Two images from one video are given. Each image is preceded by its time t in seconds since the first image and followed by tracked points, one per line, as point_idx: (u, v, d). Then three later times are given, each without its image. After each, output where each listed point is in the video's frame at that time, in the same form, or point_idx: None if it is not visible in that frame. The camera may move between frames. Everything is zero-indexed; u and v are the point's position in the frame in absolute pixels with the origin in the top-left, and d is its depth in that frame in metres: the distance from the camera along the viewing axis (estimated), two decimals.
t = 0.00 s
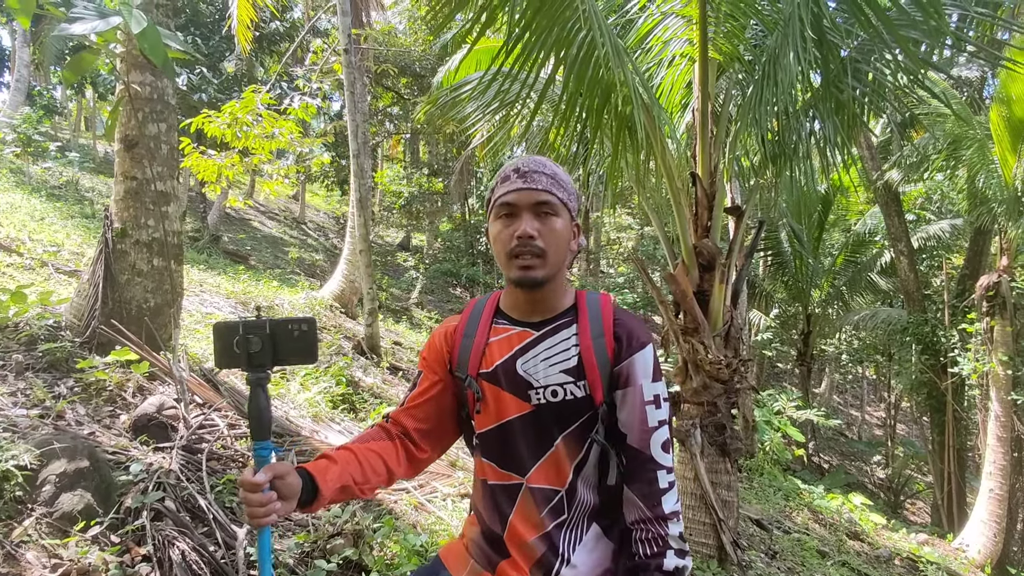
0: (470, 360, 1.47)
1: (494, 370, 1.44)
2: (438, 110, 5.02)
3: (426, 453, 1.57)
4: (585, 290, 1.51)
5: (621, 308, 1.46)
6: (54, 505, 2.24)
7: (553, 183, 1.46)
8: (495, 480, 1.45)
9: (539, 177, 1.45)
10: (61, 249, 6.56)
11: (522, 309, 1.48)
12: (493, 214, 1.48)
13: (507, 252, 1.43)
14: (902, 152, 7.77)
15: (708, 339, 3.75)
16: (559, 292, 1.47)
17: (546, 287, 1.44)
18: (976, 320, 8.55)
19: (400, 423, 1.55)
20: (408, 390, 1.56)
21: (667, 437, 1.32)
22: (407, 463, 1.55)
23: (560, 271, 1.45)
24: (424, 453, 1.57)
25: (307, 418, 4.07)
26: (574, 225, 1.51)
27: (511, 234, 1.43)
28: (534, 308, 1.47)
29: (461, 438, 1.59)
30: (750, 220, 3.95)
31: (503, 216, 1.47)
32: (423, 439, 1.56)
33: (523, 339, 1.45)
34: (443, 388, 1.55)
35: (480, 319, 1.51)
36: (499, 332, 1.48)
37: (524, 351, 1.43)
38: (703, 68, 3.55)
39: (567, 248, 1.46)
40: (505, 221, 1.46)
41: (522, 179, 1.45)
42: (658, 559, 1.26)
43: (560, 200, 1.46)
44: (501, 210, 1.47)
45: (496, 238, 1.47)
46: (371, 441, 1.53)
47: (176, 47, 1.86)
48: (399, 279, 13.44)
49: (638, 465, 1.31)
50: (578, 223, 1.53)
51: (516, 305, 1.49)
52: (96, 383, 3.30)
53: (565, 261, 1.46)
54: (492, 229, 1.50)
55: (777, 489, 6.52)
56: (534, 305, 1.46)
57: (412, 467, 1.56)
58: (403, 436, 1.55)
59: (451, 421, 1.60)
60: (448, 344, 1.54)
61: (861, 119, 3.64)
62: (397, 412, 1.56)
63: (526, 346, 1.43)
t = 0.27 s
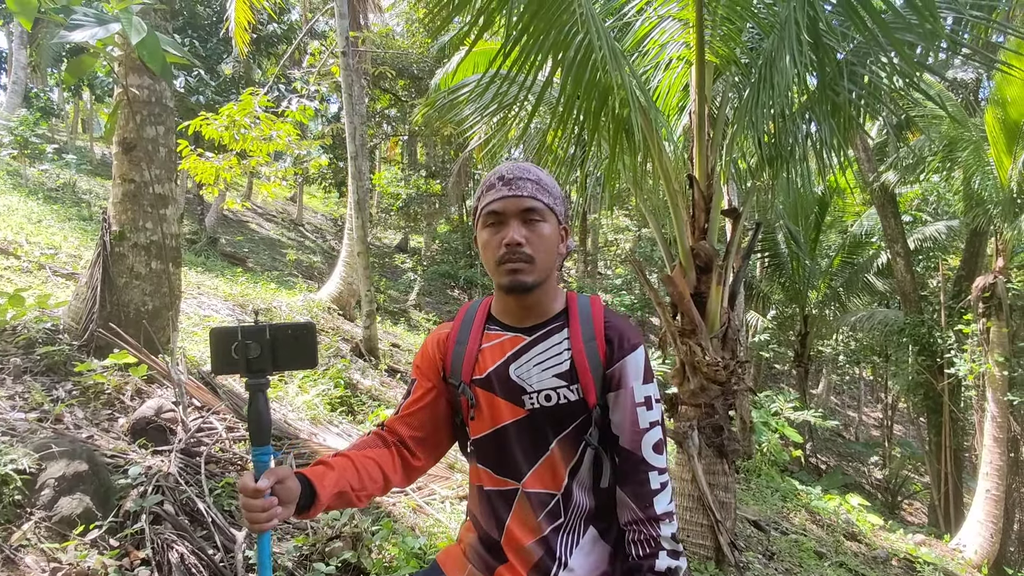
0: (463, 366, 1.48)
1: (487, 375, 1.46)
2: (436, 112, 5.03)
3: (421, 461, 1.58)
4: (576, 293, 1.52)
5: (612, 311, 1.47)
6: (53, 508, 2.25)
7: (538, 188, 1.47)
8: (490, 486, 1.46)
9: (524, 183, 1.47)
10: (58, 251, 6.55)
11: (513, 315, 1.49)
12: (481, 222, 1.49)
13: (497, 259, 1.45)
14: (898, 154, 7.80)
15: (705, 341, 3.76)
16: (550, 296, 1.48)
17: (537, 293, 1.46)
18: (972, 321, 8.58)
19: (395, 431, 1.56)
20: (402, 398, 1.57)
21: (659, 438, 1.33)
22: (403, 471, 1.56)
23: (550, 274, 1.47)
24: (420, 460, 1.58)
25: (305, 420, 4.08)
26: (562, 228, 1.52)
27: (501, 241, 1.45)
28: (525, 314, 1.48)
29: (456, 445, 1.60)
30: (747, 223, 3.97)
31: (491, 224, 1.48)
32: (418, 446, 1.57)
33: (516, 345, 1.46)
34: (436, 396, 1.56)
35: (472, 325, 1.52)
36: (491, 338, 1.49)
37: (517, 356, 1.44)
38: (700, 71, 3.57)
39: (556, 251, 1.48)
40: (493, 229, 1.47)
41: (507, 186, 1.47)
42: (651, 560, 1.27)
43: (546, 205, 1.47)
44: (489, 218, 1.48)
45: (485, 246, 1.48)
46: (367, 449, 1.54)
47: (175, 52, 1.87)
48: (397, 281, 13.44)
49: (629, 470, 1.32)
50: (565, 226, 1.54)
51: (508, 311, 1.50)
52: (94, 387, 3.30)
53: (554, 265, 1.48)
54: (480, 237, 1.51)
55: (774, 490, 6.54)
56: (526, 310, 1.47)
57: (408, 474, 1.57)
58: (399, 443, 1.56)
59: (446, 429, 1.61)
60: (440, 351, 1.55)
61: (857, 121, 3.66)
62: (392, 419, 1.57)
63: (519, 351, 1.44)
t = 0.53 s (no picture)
0: (456, 368, 1.49)
1: (480, 377, 1.47)
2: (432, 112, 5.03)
3: (416, 461, 1.59)
4: (568, 295, 1.53)
5: (603, 312, 1.49)
6: (48, 509, 2.25)
7: (531, 190, 1.49)
8: (483, 486, 1.47)
9: (516, 185, 1.48)
10: (52, 251, 6.53)
11: (506, 317, 1.50)
12: (473, 224, 1.50)
13: (490, 260, 1.45)
14: (892, 155, 7.85)
15: (700, 342, 3.78)
16: (542, 297, 1.49)
17: (529, 293, 1.47)
18: (966, 321, 8.63)
19: (389, 432, 1.57)
20: (396, 400, 1.58)
21: (650, 439, 1.34)
22: (398, 472, 1.56)
23: (542, 275, 1.48)
24: (414, 461, 1.58)
25: (301, 420, 4.07)
26: (553, 230, 1.54)
27: (493, 242, 1.46)
28: (518, 315, 1.49)
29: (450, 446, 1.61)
30: (742, 224, 3.98)
31: (484, 225, 1.49)
32: (413, 447, 1.58)
33: (508, 346, 1.47)
34: (430, 397, 1.57)
35: (465, 327, 1.53)
36: (483, 339, 1.51)
37: (509, 357, 1.45)
38: (695, 72, 3.59)
39: (548, 252, 1.49)
40: (486, 231, 1.48)
41: (500, 187, 1.48)
42: (641, 560, 1.28)
43: (538, 207, 1.49)
44: (482, 219, 1.49)
45: (478, 247, 1.49)
46: (362, 450, 1.54)
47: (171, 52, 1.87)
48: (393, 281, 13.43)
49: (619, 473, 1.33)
50: (557, 228, 1.56)
51: (501, 313, 1.51)
52: (89, 387, 3.29)
53: (546, 266, 1.49)
54: (473, 238, 1.52)
55: (769, 490, 6.56)
56: (518, 311, 1.48)
57: (403, 475, 1.58)
58: (394, 444, 1.57)
59: (440, 430, 1.62)
60: (434, 353, 1.56)
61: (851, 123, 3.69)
62: (386, 420, 1.58)
63: (511, 353, 1.45)
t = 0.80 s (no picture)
0: (444, 362, 1.49)
1: (469, 371, 1.46)
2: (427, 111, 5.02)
3: (403, 455, 1.59)
4: (558, 292, 1.53)
5: (592, 311, 1.49)
6: (36, 506, 2.23)
7: (522, 186, 1.49)
8: (470, 481, 1.47)
9: (508, 181, 1.49)
10: (44, 248, 6.49)
11: (496, 313, 1.50)
12: (465, 219, 1.50)
13: (480, 256, 1.45)
14: (886, 157, 7.89)
15: (693, 341, 3.78)
16: (532, 294, 1.49)
17: (519, 289, 1.47)
18: (957, 321, 8.68)
19: (377, 425, 1.57)
20: (384, 393, 1.58)
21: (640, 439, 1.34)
22: (384, 465, 1.56)
23: (533, 271, 1.48)
24: (401, 454, 1.58)
25: (294, 418, 4.06)
26: (544, 227, 1.54)
27: (484, 238, 1.46)
28: (508, 311, 1.49)
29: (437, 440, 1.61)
30: (735, 223, 3.99)
31: (475, 221, 1.49)
32: (400, 440, 1.57)
33: (497, 341, 1.47)
34: (418, 391, 1.56)
35: (454, 322, 1.53)
36: (472, 334, 1.50)
37: (497, 353, 1.45)
38: (689, 72, 3.59)
39: (539, 249, 1.50)
40: (476, 226, 1.48)
41: (492, 183, 1.48)
42: (632, 553, 1.27)
43: (530, 203, 1.49)
44: (472, 215, 1.49)
45: (469, 243, 1.49)
46: (348, 443, 1.54)
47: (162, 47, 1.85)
48: (388, 280, 13.41)
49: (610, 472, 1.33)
50: (548, 225, 1.56)
51: (490, 308, 1.51)
52: (80, 384, 3.28)
53: (537, 262, 1.49)
54: (464, 234, 1.52)
55: (762, 489, 6.58)
56: (508, 307, 1.48)
57: (390, 468, 1.57)
58: (381, 438, 1.56)
59: (428, 424, 1.62)
60: (423, 347, 1.56)
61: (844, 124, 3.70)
62: (374, 414, 1.58)
63: (499, 348, 1.45)
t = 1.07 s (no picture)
0: (439, 356, 1.49)
1: (463, 365, 1.46)
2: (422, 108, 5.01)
3: (396, 448, 1.59)
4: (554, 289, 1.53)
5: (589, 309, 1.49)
6: (26, 502, 2.22)
7: (522, 183, 1.49)
8: (462, 474, 1.47)
9: (508, 177, 1.48)
10: (35, 243, 6.44)
11: (491, 308, 1.50)
12: (463, 213, 1.50)
13: (478, 251, 1.45)
14: (879, 158, 7.93)
15: (687, 340, 3.79)
16: (528, 291, 1.49)
17: (515, 286, 1.47)
18: (949, 323, 8.73)
19: (371, 418, 1.56)
20: (379, 386, 1.58)
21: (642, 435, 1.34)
22: (377, 458, 1.56)
23: (529, 268, 1.48)
24: (394, 448, 1.58)
25: (287, 416, 4.05)
26: (542, 224, 1.54)
27: (483, 233, 1.45)
28: (503, 307, 1.49)
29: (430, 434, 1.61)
30: (729, 223, 4.00)
31: (474, 215, 1.48)
32: (393, 434, 1.57)
33: (491, 337, 1.47)
34: (413, 384, 1.56)
35: (450, 316, 1.53)
36: (468, 329, 1.50)
37: (493, 348, 1.45)
38: (685, 71, 3.60)
39: (536, 246, 1.50)
40: (475, 221, 1.48)
41: (492, 178, 1.48)
42: (626, 507, 1.26)
43: (529, 200, 1.49)
44: (472, 210, 1.49)
45: (466, 238, 1.49)
46: (341, 436, 1.54)
47: (158, 42, 1.83)
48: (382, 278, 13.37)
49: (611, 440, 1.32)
50: (546, 223, 1.56)
51: (486, 303, 1.51)
52: (71, 380, 3.26)
53: (534, 260, 1.49)
54: (462, 228, 1.51)
55: (755, 488, 6.60)
56: (503, 303, 1.48)
57: (382, 462, 1.57)
58: (374, 431, 1.56)
59: (422, 417, 1.61)
60: (418, 340, 1.56)
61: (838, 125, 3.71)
62: (368, 407, 1.57)
63: (495, 343, 1.45)
